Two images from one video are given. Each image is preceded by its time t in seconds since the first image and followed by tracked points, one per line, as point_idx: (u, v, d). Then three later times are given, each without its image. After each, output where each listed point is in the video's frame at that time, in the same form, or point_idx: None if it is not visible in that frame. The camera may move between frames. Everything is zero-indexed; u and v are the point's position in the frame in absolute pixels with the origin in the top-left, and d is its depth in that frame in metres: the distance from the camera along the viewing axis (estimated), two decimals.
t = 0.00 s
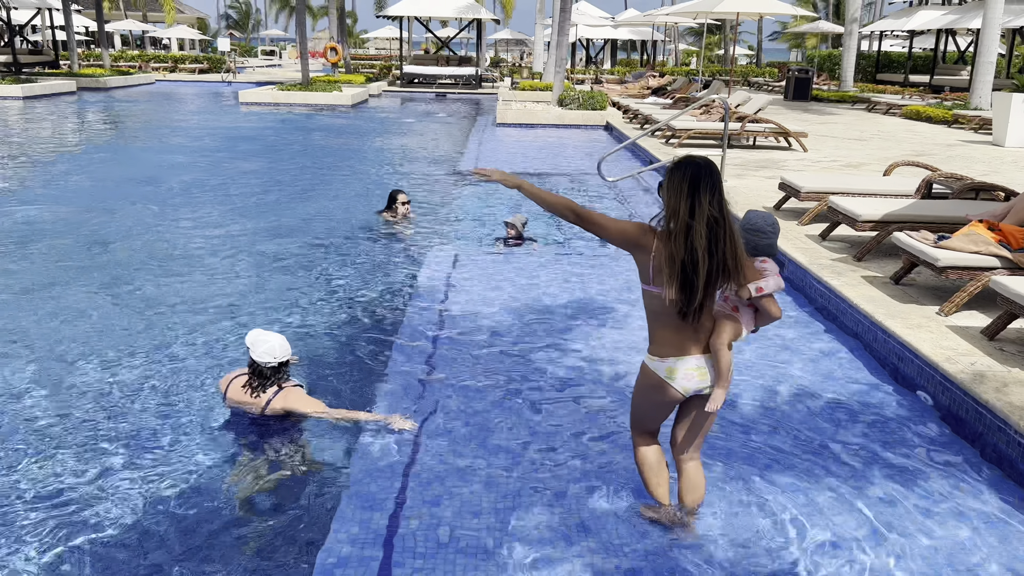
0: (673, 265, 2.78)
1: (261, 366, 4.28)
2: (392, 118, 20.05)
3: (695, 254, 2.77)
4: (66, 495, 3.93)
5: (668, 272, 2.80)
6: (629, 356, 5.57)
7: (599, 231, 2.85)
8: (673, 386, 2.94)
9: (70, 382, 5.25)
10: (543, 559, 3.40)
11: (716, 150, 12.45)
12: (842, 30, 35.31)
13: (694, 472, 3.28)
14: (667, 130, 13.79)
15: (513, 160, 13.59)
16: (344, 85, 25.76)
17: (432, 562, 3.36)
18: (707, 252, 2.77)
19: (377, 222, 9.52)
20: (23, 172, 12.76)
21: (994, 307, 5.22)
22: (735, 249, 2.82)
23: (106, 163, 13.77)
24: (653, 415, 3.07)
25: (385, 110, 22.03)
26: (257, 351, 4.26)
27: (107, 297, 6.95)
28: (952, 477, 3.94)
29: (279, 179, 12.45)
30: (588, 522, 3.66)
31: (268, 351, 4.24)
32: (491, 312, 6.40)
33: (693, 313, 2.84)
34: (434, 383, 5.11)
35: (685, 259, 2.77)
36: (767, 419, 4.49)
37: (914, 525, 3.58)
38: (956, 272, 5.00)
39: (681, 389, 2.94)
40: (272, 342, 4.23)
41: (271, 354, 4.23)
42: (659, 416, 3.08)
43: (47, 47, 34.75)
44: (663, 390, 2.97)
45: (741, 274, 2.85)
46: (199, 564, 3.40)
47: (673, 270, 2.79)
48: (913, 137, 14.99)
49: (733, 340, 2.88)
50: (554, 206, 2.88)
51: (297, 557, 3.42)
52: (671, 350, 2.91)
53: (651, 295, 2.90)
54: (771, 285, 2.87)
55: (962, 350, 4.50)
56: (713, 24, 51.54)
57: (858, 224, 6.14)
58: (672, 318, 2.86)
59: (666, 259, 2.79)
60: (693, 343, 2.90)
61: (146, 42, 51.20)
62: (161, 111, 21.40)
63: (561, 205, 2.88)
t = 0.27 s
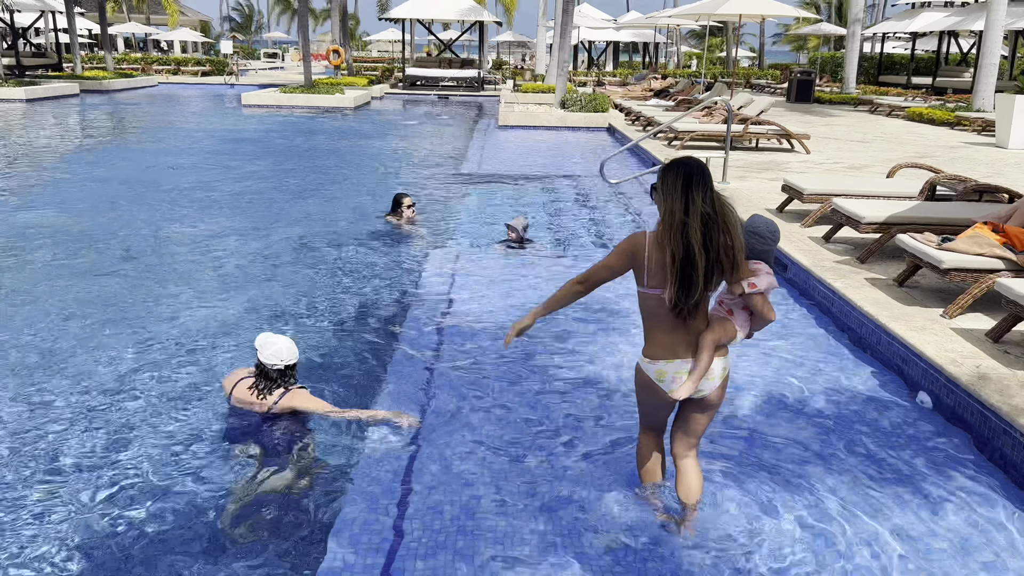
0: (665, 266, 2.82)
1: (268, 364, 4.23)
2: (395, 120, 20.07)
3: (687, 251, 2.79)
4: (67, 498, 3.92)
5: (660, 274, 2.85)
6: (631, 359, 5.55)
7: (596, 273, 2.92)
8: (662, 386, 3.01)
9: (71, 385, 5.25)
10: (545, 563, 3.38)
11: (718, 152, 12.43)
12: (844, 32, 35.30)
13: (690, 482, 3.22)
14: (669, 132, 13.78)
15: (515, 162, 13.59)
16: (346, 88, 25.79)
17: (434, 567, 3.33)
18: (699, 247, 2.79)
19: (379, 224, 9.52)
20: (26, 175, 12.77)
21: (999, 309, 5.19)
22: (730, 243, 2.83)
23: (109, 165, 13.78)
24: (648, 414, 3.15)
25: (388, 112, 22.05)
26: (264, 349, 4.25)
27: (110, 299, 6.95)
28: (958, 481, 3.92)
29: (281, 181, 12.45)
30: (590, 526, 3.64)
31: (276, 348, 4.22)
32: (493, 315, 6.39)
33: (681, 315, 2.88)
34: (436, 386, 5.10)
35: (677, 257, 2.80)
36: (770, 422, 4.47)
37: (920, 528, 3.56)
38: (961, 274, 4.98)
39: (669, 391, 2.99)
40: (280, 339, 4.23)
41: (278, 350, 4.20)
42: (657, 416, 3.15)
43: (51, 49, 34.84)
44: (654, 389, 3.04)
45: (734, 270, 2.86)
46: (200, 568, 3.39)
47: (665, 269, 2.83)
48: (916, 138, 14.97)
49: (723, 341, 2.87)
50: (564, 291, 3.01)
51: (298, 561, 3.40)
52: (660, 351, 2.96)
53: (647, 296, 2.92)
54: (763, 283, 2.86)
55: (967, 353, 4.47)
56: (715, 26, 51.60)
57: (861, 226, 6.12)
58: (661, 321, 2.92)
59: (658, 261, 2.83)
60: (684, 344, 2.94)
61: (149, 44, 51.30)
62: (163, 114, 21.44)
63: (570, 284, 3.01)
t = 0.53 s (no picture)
0: (646, 248, 2.88)
1: (265, 370, 4.20)
2: (399, 122, 20.07)
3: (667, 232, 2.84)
4: (67, 498, 3.91)
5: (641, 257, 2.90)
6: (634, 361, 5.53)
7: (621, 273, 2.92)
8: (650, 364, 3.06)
9: (72, 386, 5.24)
10: (546, 566, 3.36)
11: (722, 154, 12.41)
12: (849, 33, 35.24)
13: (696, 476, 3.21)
14: (673, 134, 13.76)
15: (518, 164, 13.58)
16: (350, 89, 25.82)
17: (434, 569, 3.32)
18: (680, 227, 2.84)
19: (383, 227, 9.53)
20: (30, 176, 12.79)
21: (1003, 312, 5.17)
22: (713, 221, 2.87)
23: (113, 166, 13.80)
24: (641, 397, 3.20)
25: (391, 114, 22.06)
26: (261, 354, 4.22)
27: (112, 299, 6.95)
28: (962, 485, 3.89)
29: (284, 182, 12.45)
30: (592, 528, 3.62)
31: (272, 353, 4.19)
32: (495, 317, 6.37)
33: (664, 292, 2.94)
34: (438, 387, 5.08)
35: (657, 238, 2.86)
36: (773, 426, 4.45)
37: (922, 532, 3.54)
38: (965, 276, 4.96)
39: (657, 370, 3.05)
40: (276, 343, 4.19)
41: (276, 356, 4.17)
42: (651, 399, 3.20)
43: (56, 51, 34.94)
44: (643, 368, 3.10)
45: (717, 250, 2.90)
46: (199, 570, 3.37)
47: (646, 250, 2.89)
48: (921, 140, 14.93)
49: (707, 317, 2.91)
50: (609, 307, 3.00)
51: (298, 564, 3.39)
52: (648, 331, 3.02)
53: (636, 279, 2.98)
54: (745, 262, 2.91)
55: (971, 356, 4.45)
56: (719, 28, 51.57)
57: (865, 227, 6.10)
58: (646, 301, 2.99)
59: (642, 245, 2.88)
60: (670, 324, 2.99)
61: (154, 46, 51.41)
62: (168, 115, 21.48)
63: (613, 300, 3.00)
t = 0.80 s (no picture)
0: (637, 254, 2.93)
1: (260, 373, 4.15)
2: (404, 123, 20.04)
3: (658, 238, 2.89)
4: (59, 500, 3.86)
5: (632, 262, 2.95)
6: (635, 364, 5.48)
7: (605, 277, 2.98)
8: (643, 367, 3.10)
9: (70, 385, 5.22)
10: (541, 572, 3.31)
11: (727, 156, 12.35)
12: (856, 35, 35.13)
13: (692, 468, 3.31)
14: (678, 136, 13.71)
15: (522, 165, 13.54)
16: (356, 90, 25.83)
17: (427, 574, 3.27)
18: (672, 234, 2.88)
19: (385, 228, 9.50)
20: (34, 176, 12.80)
21: (1010, 316, 5.10)
22: (705, 227, 2.91)
23: (117, 167, 13.81)
24: (636, 396, 3.25)
25: (397, 115, 22.05)
26: (256, 355, 4.19)
27: (112, 300, 6.92)
28: (965, 491, 3.83)
29: (288, 183, 12.44)
30: (588, 534, 3.57)
31: (267, 354, 4.16)
32: (496, 319, 6.33)
33: (657, 298, 2.99)
34: (437, 390, 5.04)
35: (647, 244, 2.91)
36: (775, 431, 4.39)
37: (925, 540, 3.48)
38: (971, 280, 4.90)
39: (650, 372, 3.09)
40: (271, 345, 4.16)
41: (271, 358, 4.13)
42: (645, 399, 3.26)
43: (64, 52, 35.06)
44: (636, 371, 3.14)
45: (709, 257, 2.94)
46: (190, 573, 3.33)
47: (637, 255, 2.93)
48: (928, 143, 14.83)
49: (700, 323, 2.95)
50: (585, 309, 3.08)
51: (290, 568, 3.34)
52: (641, 335, 3.06)
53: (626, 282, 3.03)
54: (733, 271, 2.97)
55: (976, 361, 4.38)
56: (726, 31, 51.47)
57: (870, 230, 6.04)
58: (640, 306, 3.03)
59: (632, 251, 2.93)
60: (664, 328, 3.04)
61: (161, 47, 51.57)
62: (174, 116, 21.51)
63: (594, 298, 3.06)
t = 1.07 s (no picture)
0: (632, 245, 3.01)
1: (259, 370, 4.20)
2: (409, 125, 20.04)
3: (652, 229, 2.96)
4: (57, 505, 3.85)
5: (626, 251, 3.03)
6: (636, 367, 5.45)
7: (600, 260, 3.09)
8: (644, 359, 3.16)
9: (73, 385, 5.22)
10: None
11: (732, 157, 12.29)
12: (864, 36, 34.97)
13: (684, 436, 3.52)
14: (684, 138, 13.67)
15: (527, 167, 13.52)
16: (362, 92, 25.86)
17: None
18: (667, 226, 2.94)
19: (389, 230, 9.49)
20: (42, 177, 12.85)
21: (1016, 320, 5.05)
22: (699, 215, 2.97)
23: (124, 168, 13.86)
24: (637, 393, 3.28)
25: (403, 117, 22.06)
26: (255, 352, 4.25)
27: (115, 300, 6.92)
28: (969, 498, 3.79)
29: (292, 185, 12.45)
30: (586, 539, 3.54)
31: (265, 350, 4.23)
32: (498, 321, 6.30)
33: (654, 289, 3.06)
34: (437, 392, 5.02)
35: (642, 235, 2.98)
36: (777, 436, 4.35)
37: (926, 547, 3.44)
38: (976, 284, 4.84)
39: (652, 363, 3.15)
40: (271, 346, 4.21)
41: (270, 355, 4.19)
42: (644, 395, 3.28)
43: (72, 54, 35.22)
44: (636, 364, 3.19)
45: (704, 244, 3.01)
46: None
47: (632, 246, 3.01)
48: (935, 145, 14.75)
49: (700, 316, 3.05)
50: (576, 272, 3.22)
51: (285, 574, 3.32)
52: (640, 327, 3.13)
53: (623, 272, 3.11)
54: (731, 255, 3.04)
55: (980, 365, 4.33)
56: (733, 32, 51.35)
57: (875, 233, 6.00)
58: (638, 297, 3.10)
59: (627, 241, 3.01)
60: (663, 319, 3.11)
61: (168, 48, 51.75)
62: (180, 117, 21.57)
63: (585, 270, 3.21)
